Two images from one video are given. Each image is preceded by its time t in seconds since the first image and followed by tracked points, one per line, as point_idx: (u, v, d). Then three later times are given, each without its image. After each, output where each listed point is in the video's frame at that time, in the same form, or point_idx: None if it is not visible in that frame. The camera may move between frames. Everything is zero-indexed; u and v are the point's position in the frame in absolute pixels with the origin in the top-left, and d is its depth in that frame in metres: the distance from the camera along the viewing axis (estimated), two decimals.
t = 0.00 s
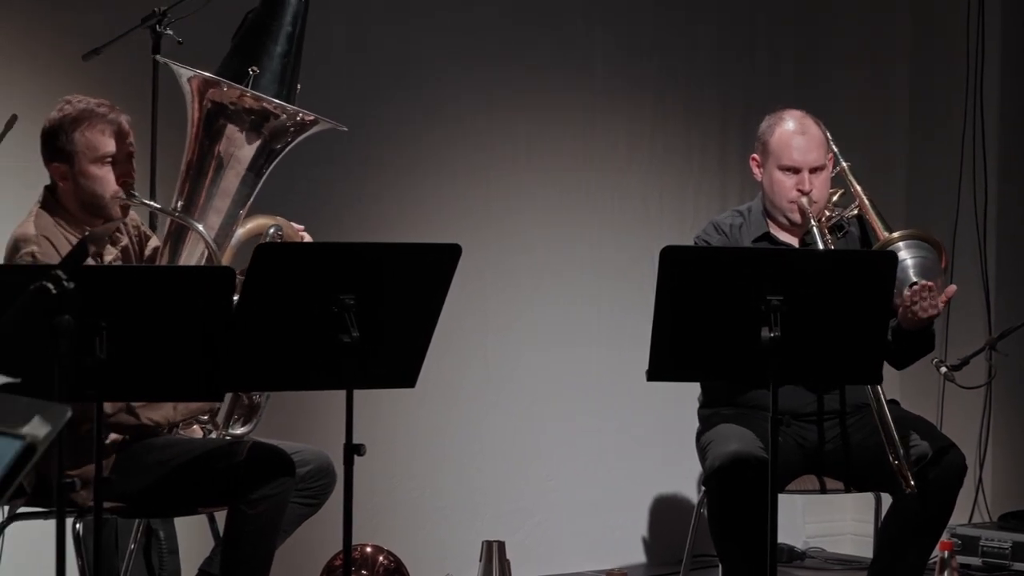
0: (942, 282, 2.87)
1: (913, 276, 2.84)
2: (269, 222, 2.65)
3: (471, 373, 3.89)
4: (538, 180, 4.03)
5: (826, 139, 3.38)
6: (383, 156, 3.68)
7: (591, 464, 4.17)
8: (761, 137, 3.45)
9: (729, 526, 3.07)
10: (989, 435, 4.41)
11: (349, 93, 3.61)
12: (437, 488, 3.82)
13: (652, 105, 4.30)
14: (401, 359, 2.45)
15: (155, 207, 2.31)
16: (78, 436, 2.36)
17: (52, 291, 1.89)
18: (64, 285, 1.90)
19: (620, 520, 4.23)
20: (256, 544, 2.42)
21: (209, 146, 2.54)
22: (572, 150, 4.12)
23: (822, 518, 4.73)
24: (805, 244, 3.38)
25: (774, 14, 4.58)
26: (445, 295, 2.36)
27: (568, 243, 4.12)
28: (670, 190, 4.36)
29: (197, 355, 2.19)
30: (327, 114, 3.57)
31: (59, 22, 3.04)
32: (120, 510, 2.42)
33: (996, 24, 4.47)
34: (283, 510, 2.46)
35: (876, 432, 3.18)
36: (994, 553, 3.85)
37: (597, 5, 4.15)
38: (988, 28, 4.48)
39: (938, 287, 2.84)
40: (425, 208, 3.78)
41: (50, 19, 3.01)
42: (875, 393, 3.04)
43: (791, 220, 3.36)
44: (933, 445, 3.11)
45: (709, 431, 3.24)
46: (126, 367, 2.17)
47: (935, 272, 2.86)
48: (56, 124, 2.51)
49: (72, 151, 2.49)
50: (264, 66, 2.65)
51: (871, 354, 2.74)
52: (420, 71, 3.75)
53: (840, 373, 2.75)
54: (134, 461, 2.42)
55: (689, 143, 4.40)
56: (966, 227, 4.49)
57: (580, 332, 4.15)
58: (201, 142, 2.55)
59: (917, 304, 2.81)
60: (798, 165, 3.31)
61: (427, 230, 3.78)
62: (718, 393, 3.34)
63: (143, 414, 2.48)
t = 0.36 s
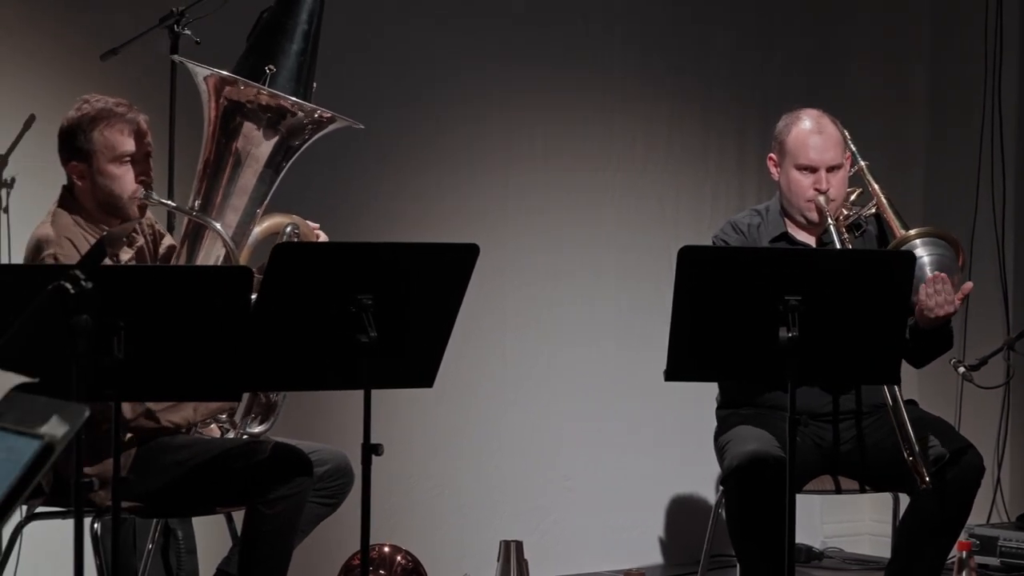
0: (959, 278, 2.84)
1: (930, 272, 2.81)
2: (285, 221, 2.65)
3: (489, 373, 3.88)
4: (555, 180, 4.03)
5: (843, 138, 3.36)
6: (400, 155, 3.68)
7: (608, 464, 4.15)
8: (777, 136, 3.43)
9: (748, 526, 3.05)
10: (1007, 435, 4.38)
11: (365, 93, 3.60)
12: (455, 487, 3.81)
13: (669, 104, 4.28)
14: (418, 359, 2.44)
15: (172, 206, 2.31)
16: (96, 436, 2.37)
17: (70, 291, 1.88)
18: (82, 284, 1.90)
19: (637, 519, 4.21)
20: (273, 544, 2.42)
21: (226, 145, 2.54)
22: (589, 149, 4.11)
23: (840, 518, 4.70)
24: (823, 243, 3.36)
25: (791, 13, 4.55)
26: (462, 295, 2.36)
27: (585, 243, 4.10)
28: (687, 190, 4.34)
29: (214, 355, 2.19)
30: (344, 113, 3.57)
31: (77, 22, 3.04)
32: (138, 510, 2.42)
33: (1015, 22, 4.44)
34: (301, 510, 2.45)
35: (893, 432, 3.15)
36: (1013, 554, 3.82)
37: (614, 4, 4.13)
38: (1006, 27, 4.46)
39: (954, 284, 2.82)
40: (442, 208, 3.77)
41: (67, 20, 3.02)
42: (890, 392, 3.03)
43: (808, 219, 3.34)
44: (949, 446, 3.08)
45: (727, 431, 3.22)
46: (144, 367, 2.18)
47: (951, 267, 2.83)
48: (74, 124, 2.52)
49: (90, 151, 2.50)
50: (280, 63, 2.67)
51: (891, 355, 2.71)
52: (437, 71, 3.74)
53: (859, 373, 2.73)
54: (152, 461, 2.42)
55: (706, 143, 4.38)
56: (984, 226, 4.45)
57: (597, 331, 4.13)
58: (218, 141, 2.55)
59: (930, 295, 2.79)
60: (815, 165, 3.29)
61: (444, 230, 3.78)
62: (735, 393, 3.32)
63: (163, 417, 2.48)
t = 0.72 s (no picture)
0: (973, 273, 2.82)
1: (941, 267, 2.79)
2: (296, 221, 2.66)
3: (503, 373, 3.88)
4: (569, 180, 4.02)
5: (855, 135, 3.34)
6: (413, 156, 3.68)
7: (621, 464, 4.14)
8: (790, 136, 3.42)
9: (762, 526, 3.04)
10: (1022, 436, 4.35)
11: (379, 92, 3.60)
12: (468, 487, 3.81)
13: (682, 103, 4.27)
14: (432, 358, 2.44)
15: (183, 206, 2.32)
16: (110, 435, 2.38)
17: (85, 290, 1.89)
18: (96, 285, 1.91)
19: (650, 520, 4.20)
20: (288, 545, 2.42)
21: (236, 144, 2.54)
22: (603, 149, 4.10)
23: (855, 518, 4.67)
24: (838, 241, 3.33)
25: (806, 12, 4.54)
26: (477, 295, 2.35)
27: (599, 243, 4.09)
28: (700, 190, 4.33)
29: (227, 356, 2.19)
30: (358, 114, 3.57)
31: (92, 22, 3.05)
32: (152, 510, 2.43)
33: None
34: (315, 510, 2.45)
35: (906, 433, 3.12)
36: None
37: (628, 3, 4.12)
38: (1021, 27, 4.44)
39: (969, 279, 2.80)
40: (456, 208, 3.77)
41: (81, 20, 3.03)
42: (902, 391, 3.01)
43: (822, 218, 3.31)
44: (964, 446, 3.05)
45: (741, 433, 3.21)
46: (157, 367, 2.18)
47: (965, 263, 2.81)
48: (84, 124, 2.53)
49: (101, 152, 2.51)
50: (290, 63, 2.66)
51: (908, 356, 2.70)
52: (451, 71, 3.74)
53: (875, 374, 2.71)
54: (166, 461, 2.42)
55: (720, 143, 4.36)
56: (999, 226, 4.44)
57: (611, 331, 4.13)
58: (228, 140, 2.55)
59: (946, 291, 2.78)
60: (826, 159, 3.26)
61: (457, 230, 3.77)
62: (748, 394, 3.31)
63: (175, 414, 2.48)
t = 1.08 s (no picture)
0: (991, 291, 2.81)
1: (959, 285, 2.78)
2: (309, 220, 2.63)
3: (518, 374, 3.87)
4: (585, 180, 4.01)
5: (873, 138, 3.32)
6: (428, 156, 3.68)
7: (636, 465, 4.13)
8: (807, 137, 3.40)
9: (776, 526, 3.02)
10: None
11: (393, 92, 3.59)
12: (484, 487, 3.81)
13: (697, 103, 4.25)
14: (446, 359, 2.43)
15: (194, 206, 2.32)
16: (125, 436, 2.38)
17: (100, 290, 1.89)
18: (112, 285, 1.91)
19: (665, 520, 4.18)
20: (303, 544, 2.41)
21: (248, 143, 2.55)
22: (618, 149, 4.09)
23: (870, 518, 4.65)
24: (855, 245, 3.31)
25: (820, 12, 4.52)
26: (491, 296, 2.35)
27: (614, 243, 4.08)
28: (716, 190, 4.31)
29: (242, 356, 2.19)
30: (373, 114, 3.57)
31: (109, 23, 3.06)
32: (167, 510, 2.43)
33: None
34: (330, 510, 2.45)
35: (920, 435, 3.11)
36: None
37: (642, 3, 4.11)
38: None
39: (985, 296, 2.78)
40: (470, 208, 3.76)
41: (98, 21, 3.04)
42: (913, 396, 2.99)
43: (839, 221, 3.30)
44: (978, 448, 3.03)
45: (756, 433, 3.20)
46: (172, 367, 2.18)
47: (982, 280, 2.80)
48: (97, 124, 2.54)
49: (113, 152, 2.52)
50: (300, 62, 2.67)
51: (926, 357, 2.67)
52: (466, 71, 3.74)
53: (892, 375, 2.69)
54: (181, 461, 2.43)
55: (735, 143, 4.35)
56: (1016, 226, 4.40)
57: (626, 331, 4.11)
58: (239, 139, 2.56)
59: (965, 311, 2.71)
60: (845, 162, 3.25)
61: (472, 230, 3.77)
62: (763, 394, 3.29)
63: (187, 412, 2.51)
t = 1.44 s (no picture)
0: (1009, 284, 2.79)
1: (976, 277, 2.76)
2: (321, 218, 2.61)
3: (534, 374, 3.86)
4: (599, 180, 4.00)
5: (891, 138, 3.29)
6: (442, 156, 3.68)
7: (651, 465, 4.12)
8: (825, 137, 3.38)
9: (793, 527, 3.01)
10: None
11: (406, 92, 3.59)
12: (499, 487, 3.80)
13: (712, 102, 4.23)
14: (461, 359, 2.43)
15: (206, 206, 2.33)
16: (140, 436, 2.39)
17: (115, 290, 1.89)
18: (127, 285, 1.91)
19: (680, 521, 4.17)
20: (318, 544, 2.42)
21: (259, 140, 2.55)
22: (633, 149, 4.08)
23: (886, 519, 4.62)
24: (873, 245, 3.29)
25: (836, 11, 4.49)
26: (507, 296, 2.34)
27: (629, 243, 4.07)
28: (731, 189, 4.29)
29: (256, 356, 2.19)
30: (388, 114, 3.57)
31: (124, 24, 3.07)
32: (183, 510, 2.44)
33: None
34: (346, 510, 2.45)
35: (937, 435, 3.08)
36: None
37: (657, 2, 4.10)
38: None
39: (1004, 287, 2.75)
40: (485, 208, 3.76)
41: (113, 21, 3.04)
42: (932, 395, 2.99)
43: (857, 221, 3.28)
44: (995, 449, 3.00)
45: (773, 433, 3.19)
46: (187, 367, 2.18)
47: (999, 273, 2.77)
48: (109, 125, 2.54)
49: (125, 152, 2.53)
50: (309, 60, 2.67)
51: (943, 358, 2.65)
52: (481, 71, 3.73)
53: (911, 376, 2.67)
54: (196, 460, 2.43)
55: (750, 142, 4.32)
56: None
57: (642, 331, 4.10)
58: (250, 137, 2.55)
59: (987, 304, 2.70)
60: (862, 164, 3.22)
61: (486, 230, 3.76)
62: (779, 394, 3.28)
63: (202, 414, 2.51)
